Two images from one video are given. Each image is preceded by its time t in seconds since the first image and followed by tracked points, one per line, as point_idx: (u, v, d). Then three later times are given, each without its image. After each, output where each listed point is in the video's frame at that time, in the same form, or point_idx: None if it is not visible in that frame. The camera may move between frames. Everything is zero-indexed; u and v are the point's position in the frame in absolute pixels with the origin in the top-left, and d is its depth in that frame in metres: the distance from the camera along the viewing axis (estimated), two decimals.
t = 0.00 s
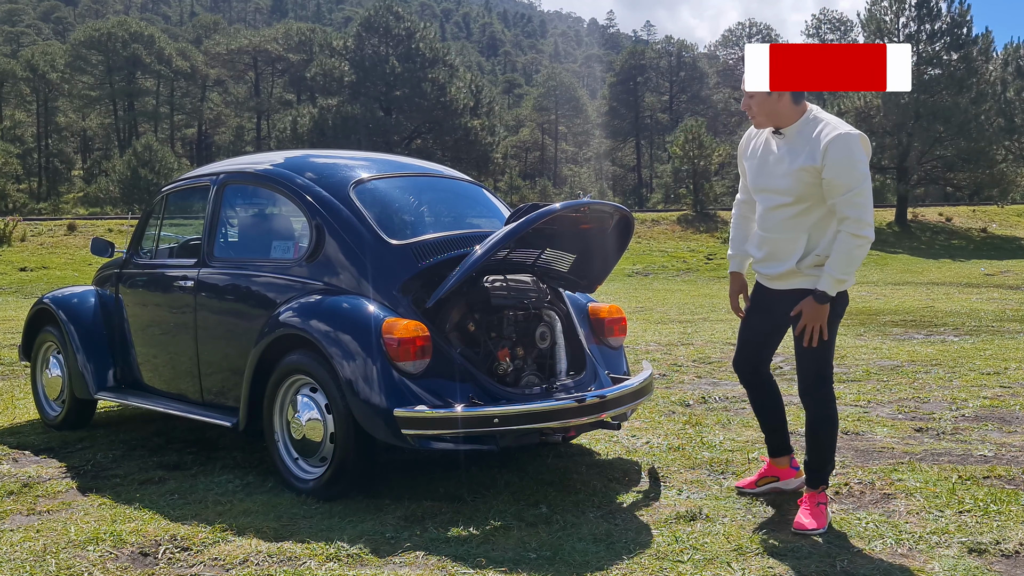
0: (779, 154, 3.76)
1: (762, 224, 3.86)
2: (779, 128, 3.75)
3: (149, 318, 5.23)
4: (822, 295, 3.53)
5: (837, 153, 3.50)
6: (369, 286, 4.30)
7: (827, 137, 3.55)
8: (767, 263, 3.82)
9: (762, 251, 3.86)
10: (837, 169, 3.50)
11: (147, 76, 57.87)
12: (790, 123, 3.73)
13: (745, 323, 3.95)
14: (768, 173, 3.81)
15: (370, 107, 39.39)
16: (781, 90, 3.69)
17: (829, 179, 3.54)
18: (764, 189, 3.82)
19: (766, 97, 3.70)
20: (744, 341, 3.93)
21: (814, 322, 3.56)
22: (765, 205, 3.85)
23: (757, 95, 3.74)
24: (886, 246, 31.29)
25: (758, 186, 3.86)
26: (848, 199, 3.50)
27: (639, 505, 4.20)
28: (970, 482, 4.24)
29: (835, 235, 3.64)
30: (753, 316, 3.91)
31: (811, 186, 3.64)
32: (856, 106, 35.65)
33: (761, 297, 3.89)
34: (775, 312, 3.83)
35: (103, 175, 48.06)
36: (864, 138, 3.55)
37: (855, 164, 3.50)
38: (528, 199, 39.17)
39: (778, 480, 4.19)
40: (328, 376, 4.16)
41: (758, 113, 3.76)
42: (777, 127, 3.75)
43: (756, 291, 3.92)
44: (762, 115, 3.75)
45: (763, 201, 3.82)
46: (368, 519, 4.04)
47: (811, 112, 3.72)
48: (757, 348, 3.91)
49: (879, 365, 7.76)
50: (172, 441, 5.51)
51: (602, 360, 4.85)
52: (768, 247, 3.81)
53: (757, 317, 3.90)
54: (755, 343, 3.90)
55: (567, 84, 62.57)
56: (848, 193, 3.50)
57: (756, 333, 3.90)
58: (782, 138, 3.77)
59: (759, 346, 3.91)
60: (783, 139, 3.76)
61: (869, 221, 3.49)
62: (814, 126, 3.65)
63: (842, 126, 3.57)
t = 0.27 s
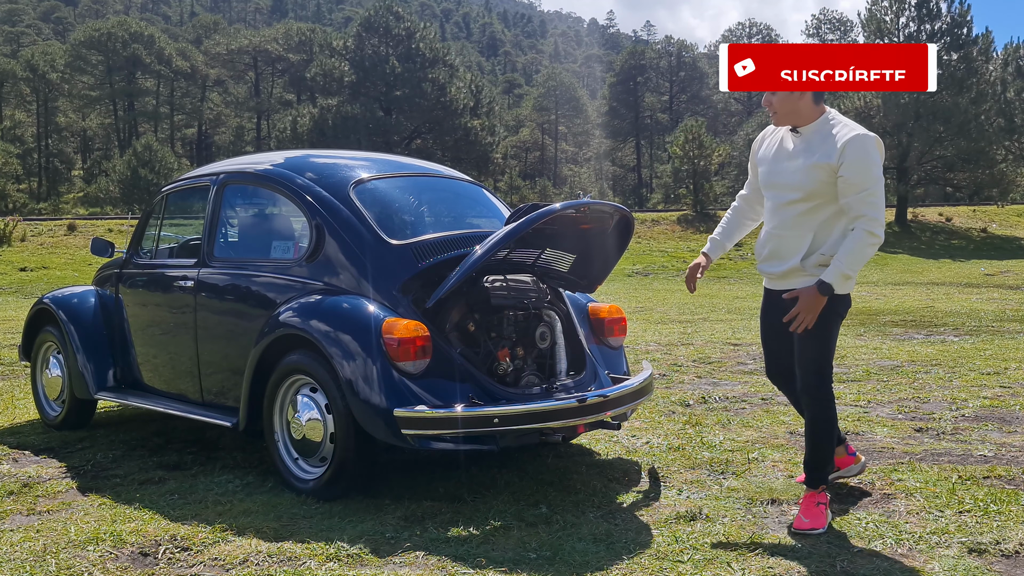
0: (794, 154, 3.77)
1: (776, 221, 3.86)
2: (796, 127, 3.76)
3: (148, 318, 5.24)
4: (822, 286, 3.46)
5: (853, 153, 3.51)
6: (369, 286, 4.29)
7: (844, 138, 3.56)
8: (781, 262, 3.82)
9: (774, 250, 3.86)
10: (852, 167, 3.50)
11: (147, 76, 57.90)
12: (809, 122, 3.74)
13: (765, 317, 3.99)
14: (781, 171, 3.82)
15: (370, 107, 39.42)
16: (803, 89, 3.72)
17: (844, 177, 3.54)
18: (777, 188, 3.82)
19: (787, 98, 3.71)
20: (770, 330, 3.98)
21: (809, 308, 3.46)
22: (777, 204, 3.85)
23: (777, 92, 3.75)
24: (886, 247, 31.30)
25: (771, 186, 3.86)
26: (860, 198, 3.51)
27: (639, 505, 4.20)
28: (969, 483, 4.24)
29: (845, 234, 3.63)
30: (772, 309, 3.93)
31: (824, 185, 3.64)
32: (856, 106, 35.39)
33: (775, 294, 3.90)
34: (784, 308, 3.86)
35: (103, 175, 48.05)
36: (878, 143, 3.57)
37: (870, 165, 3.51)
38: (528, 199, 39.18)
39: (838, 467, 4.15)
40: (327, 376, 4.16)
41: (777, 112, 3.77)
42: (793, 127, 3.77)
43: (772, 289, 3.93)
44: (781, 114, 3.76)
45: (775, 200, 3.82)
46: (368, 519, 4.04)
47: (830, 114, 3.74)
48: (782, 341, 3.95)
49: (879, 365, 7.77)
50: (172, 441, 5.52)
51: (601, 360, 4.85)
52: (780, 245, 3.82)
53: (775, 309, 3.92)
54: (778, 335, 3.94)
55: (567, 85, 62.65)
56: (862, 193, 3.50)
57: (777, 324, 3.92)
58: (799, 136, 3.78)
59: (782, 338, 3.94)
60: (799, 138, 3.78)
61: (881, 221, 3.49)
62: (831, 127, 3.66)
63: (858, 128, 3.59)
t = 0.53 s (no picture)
0: (802, 157, 3.87)
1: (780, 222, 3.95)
2: (805, 132, 3.87)
3: (149, 318, 5.24)
4: (812, 273, 3.52)
5: (859, 153, 3.61)
6: (369, 286, 4.29)
7: (851, 141, 3.67)
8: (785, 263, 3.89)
9: (777, 250, 3.94)
10: (856, 168, 3.61)
11: (147, 76, 57.93)
12: (818, 127, 3.84)
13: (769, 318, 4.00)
14: (790, 173, 3.91)
15: (370, 107, 39.45)
16: (816, 91, 3.83)
17: (848, 177, 3.64)
18: (784, 189, 3.91)
19: (803, 95, 3.82)
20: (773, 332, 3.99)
21: (792, 292, 3.51)
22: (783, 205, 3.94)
23: (792, 94, 3.86)
24: (887, 247, 31.29)
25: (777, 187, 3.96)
26: (862, 196, 3.61)
27: (639, 505, 4.20)
28: (970, 483, 4.24)
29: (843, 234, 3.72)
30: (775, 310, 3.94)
31: (829, 186, 3.74)
32: (855, 107, 35.39)
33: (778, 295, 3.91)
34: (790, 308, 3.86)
35: (103, 175, 48.05)
36: (884, 150, 3.67)
37: (874, 168, 3.61)
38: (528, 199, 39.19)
39: (839, 474, 4.17)
40: (327, 376, 4.16)
41: (789, 113, 3.89)
42: (803, 130, 3.88)
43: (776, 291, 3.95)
44: (792, 115, 3.87)
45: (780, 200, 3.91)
46: (368, 520, 4.04)
47: (840, 120, 3.84)
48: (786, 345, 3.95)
49: (879, 365, 7.77)
50: (172, 441, 5.51)
51: (602, 360, 4.84)
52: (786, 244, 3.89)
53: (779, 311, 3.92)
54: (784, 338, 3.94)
55: (567, 85, 62.67)
56: (864, 192, 3.60)
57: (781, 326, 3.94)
58: (808, 140, 3.88)
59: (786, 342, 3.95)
60: (808, 143, 3.88)
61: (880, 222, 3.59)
62: (841, 130, 3.77)
63: (866, 134, 3.69)
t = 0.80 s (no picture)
0: (808, 155, 3.95)
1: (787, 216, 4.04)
2: (810, 132, 3.93)
3: (149, 318, 5.24)
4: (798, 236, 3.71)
5: (862, 150, 3.71)
6: (369, 286, 4.30)
7: (856, 138, 3.76)
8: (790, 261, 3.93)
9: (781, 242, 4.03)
10: (859, 162, 3.70)
11: (147, 76, 57.95)
12: (823, 128, 3.91)
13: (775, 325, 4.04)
14: (796, 170, 3.98)
15: (370, 107, 39.47)
16: (825, 90, 3.88)
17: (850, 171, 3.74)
18: (790, 184, 4.01)
19: (813, 93, 3.87)
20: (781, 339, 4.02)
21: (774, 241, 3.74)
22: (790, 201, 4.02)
23: (801, 94, 3.91)
24: (886, 247, 31.30)
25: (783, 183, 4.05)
26: (864, 190, 3.70)
27: (639, 505, 4.20)
28: (970, 483, 4.24)
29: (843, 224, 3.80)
30: (781, 316, 3.99)
31: (833, 182, 3.82)
32: (855, 107, 35.48)
33: (787, 299, 3.96)
34: (802, 310, 3.89)
35: (103, 175, 48.06)
36: (890, 152, 3.77)
37: (877, 165, 3.71)
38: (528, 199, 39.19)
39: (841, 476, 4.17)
40: (327, 376, 4.16)
41: (793, 112, 3.96)
42: (809, 131, 3.93)
43: (783, 295, 3.99)
44: (798, 115, 3.93)
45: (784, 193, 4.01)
46: (368, 519, 4.04)
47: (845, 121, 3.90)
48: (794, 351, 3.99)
49: (879, 365, 7.77)
50: (172, 441, 5.52)
51: (601, 360, 4.85)
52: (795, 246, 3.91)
53: (787, 317, 3.97)
54: (794, 344, 3.98)
55: (567, 85, 62.68)
56: (865, 187, 3.69)
57: (789, 333, 3.98)
58: (812, 141, 3.95)
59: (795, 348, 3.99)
60: (813, 143, 3.94)
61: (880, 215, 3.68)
62: (847, 128, 3.84)
63: (871, 133, 3.79)
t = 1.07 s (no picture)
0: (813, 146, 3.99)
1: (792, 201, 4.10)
2: (816, 126, 3.95)
3: (148, 318, 5.24)
4: (795, 183, 3.84)
5: (865, 137, 3.75)
6: (369, 287, 4.29)
7: (860, 129, 3.80)
8: (794, 254, 3.94)
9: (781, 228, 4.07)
10: (860, 149, 3.75)
11: (147, 76, 57.97)
12: (828, 123, 3.93)
13: (785, 321, 4.05)
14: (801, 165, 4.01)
15: (370, 107, 39.48)
16: (831, 90, 3.88)
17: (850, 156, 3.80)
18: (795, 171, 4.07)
19: (819, 90, 3.87)
20: (791, 335, 4.03)
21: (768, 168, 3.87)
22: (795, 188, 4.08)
23: (807, 93, 3.92)
24: (887, 247, 31.30)
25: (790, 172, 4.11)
26: (864, 175, 3.74)
27: (639, 505, 4.20)
28: (969, 483, 4.24)
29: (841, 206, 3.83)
30: (791, 312, 4.00)
31: (836, 169, 3.86)
32: (856, 107, 35.48)
33: (795, 292, 3.96)
34: (811, 307, 3.90)
35: (103, 175, 48.06)
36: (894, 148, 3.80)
37: (881, 158, 3.73)
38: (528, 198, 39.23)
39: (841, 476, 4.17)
40: (327, 376, 4.16)
41: (801, 107, 3.97)
42: (814, 125, 3.96)
43: (790, 289, 4.00)
44: (806, 108, 3.93)
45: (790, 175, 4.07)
46: (368, 519, 4.04)
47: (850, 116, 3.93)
48: (805, 348, 3.99)
49: (880, 365, 7.76)
50: (172, 441, 5.52)
51: (601, 360, 4.85)
52: (800, 239, 3.91)
53: (797, 313, 3.98)
54: (804, 340, 3.98)
55: (567, 85, 62.69)
56: (865, 170, 3.73)
57: (799, 328, 3.98)
58: (817, 136, 3.98)
59: (805, 345, 3.99)
60: (819, 137, 3.97)
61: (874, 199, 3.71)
62: (851, 124, 3.86)
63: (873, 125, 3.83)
